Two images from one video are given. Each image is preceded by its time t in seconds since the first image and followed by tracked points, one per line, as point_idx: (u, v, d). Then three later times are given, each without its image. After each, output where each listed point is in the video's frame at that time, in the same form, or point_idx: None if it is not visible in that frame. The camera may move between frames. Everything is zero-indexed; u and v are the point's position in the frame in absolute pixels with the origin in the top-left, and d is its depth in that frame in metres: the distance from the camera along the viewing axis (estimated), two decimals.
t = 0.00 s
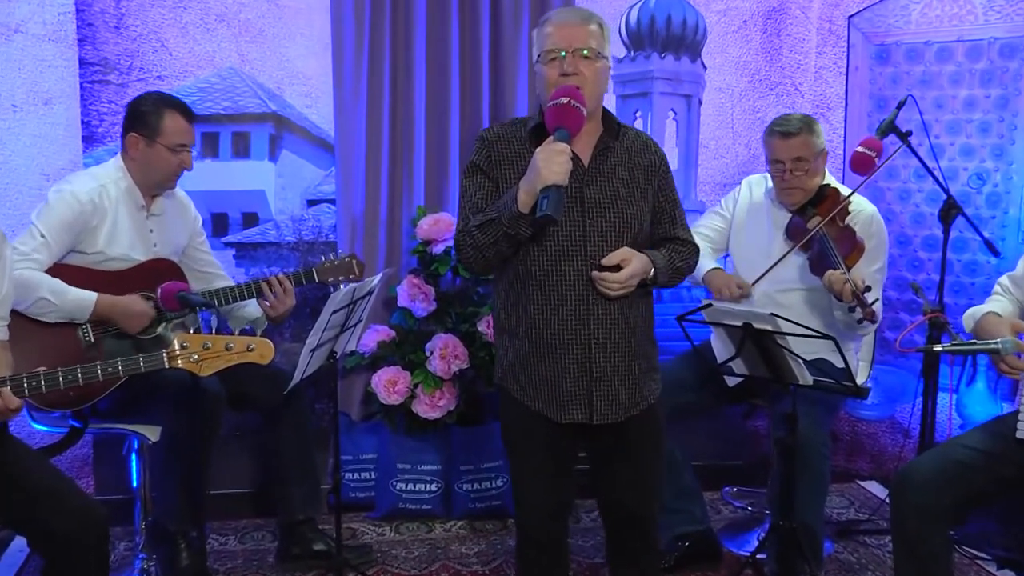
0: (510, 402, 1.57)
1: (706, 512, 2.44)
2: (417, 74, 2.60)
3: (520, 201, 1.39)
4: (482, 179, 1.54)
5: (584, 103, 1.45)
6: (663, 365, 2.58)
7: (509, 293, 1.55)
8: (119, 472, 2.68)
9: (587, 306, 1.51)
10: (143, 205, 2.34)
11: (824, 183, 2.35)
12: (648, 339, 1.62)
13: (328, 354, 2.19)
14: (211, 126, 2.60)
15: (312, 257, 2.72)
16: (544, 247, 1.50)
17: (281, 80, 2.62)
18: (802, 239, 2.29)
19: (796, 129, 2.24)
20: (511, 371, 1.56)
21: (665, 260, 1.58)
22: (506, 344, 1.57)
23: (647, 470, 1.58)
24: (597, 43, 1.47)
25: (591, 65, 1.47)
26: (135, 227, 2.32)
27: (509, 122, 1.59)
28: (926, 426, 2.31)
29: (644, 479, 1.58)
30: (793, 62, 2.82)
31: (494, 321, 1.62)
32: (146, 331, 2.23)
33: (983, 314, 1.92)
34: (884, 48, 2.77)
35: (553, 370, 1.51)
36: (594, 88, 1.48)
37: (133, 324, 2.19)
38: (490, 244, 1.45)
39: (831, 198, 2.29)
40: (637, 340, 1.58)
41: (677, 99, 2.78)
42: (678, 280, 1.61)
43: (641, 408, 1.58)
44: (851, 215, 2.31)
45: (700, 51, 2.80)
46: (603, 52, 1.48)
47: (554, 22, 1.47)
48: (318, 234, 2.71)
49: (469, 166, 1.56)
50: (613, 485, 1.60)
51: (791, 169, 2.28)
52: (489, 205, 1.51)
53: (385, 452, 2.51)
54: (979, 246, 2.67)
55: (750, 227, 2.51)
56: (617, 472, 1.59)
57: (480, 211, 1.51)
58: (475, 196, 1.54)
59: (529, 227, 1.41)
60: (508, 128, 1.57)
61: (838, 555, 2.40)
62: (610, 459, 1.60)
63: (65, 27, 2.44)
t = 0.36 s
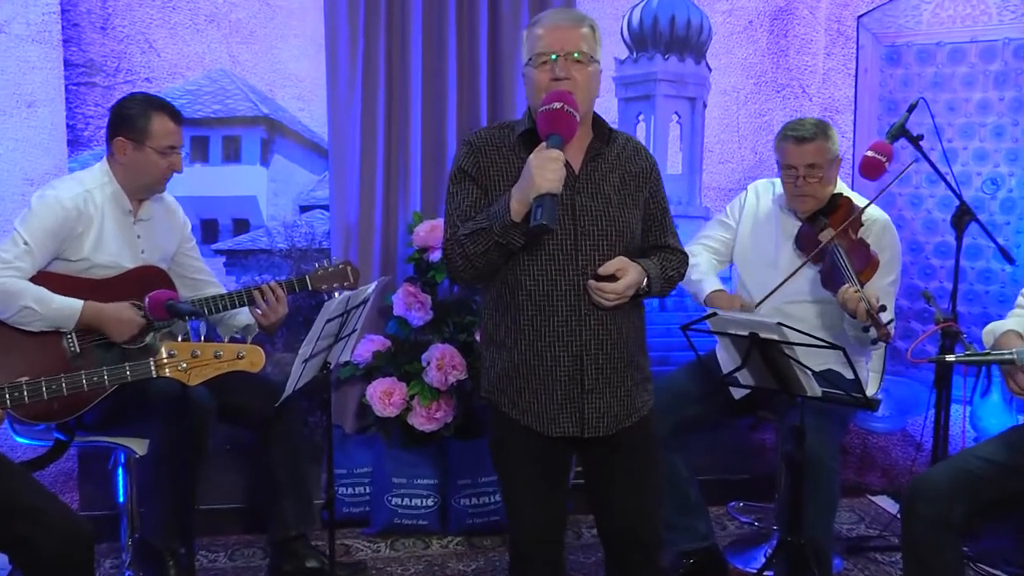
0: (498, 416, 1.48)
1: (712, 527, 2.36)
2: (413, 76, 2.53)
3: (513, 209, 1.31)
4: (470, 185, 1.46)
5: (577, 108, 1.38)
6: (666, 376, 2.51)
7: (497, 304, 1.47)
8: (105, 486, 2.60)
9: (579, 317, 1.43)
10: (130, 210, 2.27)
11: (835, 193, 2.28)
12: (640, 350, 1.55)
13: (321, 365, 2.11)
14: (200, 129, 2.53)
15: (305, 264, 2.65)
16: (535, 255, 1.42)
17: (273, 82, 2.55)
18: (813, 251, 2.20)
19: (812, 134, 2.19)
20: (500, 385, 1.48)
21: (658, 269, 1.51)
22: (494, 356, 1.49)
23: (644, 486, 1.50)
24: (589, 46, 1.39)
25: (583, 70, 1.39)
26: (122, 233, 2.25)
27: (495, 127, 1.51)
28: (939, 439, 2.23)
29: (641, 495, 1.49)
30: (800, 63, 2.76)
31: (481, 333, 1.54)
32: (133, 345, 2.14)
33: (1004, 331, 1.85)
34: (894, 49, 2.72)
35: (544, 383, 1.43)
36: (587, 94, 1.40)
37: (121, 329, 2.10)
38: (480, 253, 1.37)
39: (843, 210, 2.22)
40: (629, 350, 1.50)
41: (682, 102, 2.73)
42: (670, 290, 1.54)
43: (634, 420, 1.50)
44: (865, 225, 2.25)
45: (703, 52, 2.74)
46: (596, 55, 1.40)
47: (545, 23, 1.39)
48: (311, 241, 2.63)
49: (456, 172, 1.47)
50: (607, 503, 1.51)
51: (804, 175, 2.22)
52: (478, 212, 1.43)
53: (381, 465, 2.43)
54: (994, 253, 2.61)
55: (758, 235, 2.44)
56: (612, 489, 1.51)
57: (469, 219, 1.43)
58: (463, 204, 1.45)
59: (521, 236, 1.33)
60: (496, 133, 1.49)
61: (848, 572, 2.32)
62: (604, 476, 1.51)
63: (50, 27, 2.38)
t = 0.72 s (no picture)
0: (497, 430, 1.41)
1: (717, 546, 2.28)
2: (408, 80, 2.46)
3: (519, 217, 1.25)
4: (471, 191, 1.38)
5: (582, 114, 1.31)
6: (669, 390, 2.43)
7: (498, 314, 1.40)
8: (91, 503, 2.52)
9: (583, 327, 1.36)
10: (115, 219, 2.20)
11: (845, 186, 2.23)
12: (644, 362, 1.48)
13: (315, 377, 2.05)
14: (189, 135, 2.47)
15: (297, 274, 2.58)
16: (538, 263, 1.35)
17: (265, 86, 2.49)
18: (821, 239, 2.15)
19: (823, 123, 2.15)
20: (501, 398, 1.40)
21: (663, 277, 1.44)
22: (494, 368, 1.41)
23: (649, 504, 1.42)
24: (594, 54, 1.33)
25: (587, 78, 1.33)
26: (107, 242, 2.19)
27: (495, 132, 1.44)
28: (952, 454, 2.16)
29: (647, 512, 1.42)
30: (808, 67, 2.70)
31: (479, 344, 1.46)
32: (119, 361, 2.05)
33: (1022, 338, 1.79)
34: (904, 52, 2.66)
35: (547, 396, 1.36)
36: (591, 102, 1.34)
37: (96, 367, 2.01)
38: (483, 262, 1.31)
39: (853, 200, 2.16)
40: (633, 361, 1.43)
41: (685, 106, 2.65)
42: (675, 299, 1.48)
43: (638, 433, 1.43)
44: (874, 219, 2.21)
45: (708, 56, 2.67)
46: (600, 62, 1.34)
47: (549, 28, 1.33)
48: (303, 250, 2.56)
49: (456, 178, 1.40)
50: (612, 518, 1.44)
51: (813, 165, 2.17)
52: (481, 220, 1.36)
53: (376, 482, 2.35)
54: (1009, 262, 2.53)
55: (761, 240, 2.37)
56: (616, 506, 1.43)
57: (470, 226, 1.35)
58: (463, 211, 1.38)
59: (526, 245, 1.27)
60: (497, 138, 1.42)
61: None
62: (607, 490, 1.43)
63: (34, 30, 2.32)
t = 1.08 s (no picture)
0: (511, 439, 1.34)
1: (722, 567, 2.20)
2: (404, 85, 2.40)
3: (536, 222, 1.20)
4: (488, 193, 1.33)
5: (604, 119, 1.27)
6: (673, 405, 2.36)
7: (514, 319, 1.33)
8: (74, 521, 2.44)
9: (603, 332, 1.30)
10: (99, 228, 2.13)
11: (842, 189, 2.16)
12: (666, 373, 1.41)
13: (306, 390, 1.98)
14: (177, 141, 2.40)
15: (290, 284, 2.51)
16: (557, 266, 1.29)
17: (255, 91, 2.42)
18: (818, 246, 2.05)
19: (815, 128, 2.10)
20: (516, 406, 1.33)
21: (700, 267, 1.38)
22: (509, 375, 1.35)
23: (664, 517, 1.35)
24: (620, 60, 1.29)
25: (612, 84, 1.29)
26: (92, 251, 2.11)
27: (514, 135, 1.39)
28: (966, 471, 2.09)
29: (663, 530, 1.35)
30: (815, 72, 2.63)
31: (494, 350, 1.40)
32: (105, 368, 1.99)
33: None
34: (915, 55, 2.59)
35: (564, 404, 1.29)
36: (613, 107, 1.30)
37: (90, 355, 1.96)
38: (498, 265, 1.25)
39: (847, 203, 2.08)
40: (653, 370, 1.37)
41: (689, 112, 2.59)
42: (714, 293, 1.41)
43: (654, 444, 1.36)
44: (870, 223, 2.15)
45: (712, 59, 2.61)
46: (627, 69, 1.30)
47: (576, 30, 1.28)
48: (295, 260, 2.49)
49: (472, 180, 1.35)
50: (626, 534, 1.36)
51: (806, 169, 2.12)
52: (498, 222, 1.31)
53: (369, 499, 2.27)
54: None
55: (759, 252, 2.30)
56: (628, 524, 1.36)
57: (486, 228, 1.30)
58: (478, 213, 1.33)
59: (544, 249, 1.22)
60: (516, 140, 1.37)
61: None
62: (623, 505, 1.36)
63: (16, 33, 2.26)
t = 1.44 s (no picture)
0: (526, 451, 1.31)
1: None
2: (400, 91, 2.35)
3: (553, 228, 1.17)
4: (505, 200, 1.31)
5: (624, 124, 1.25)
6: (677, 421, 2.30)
7: (530, 330, 1.31)
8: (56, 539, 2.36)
9: (621, 344, 1.26)
10: (86, 236, 2.07)
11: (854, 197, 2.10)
12: (687, 387, 1.36)
13: (299, 405, 1.92)
14: (165, 148, 2.34)
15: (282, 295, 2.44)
16: (575, 275, 1.26)
17: (246, 96, 2.36)
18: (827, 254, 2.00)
19: (821, 136, 2.04)
20: (531, 418, 1.30)
21: (720, 278, 1.33)
22: (525, 388, 1.32)
23: (681, 535, 1.32)
24: (643, 64, 1.28)
25: (633, 88, 1.27)
26: (77, 261, 2.05)
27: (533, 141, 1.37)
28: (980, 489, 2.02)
29: (676, 550, 1.31)
30: (823, 77, 2.58)
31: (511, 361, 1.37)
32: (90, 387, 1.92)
33: None
34: (926, 59, 2.54)
35: (580, 417, 1.26)
36: (634, 113, 1.28)
37: (71, 378, 1.87)
38: (514, 273, 1.22)
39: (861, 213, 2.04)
40: (673, 384, 1.32)
41: (693, 117, 2.54)
42: (731, 307, 1.35)
43: (673, 461, 1.32)
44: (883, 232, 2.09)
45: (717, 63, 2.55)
46: (649, 74, 1.28)
47: (598, 34, 1.28)
48: (286, 270, 2.43)
49: (490, 187, 1.32)
50: (641, 553, 1.32)
51: (816, 178, 2.05)
52: (515, 230, 1.28)
53: (363, 518, 2.20)
54: None
55: (765, 259, 2.24)
56: (644, 543, 1.32)
57: (503, 235, 1.28)
58: (495, 221, 1.30)
59: (560, 256, 1.19)
60: (535, 146, 1.35)
61: None
62: (639, 523, 1.32)
63: None
